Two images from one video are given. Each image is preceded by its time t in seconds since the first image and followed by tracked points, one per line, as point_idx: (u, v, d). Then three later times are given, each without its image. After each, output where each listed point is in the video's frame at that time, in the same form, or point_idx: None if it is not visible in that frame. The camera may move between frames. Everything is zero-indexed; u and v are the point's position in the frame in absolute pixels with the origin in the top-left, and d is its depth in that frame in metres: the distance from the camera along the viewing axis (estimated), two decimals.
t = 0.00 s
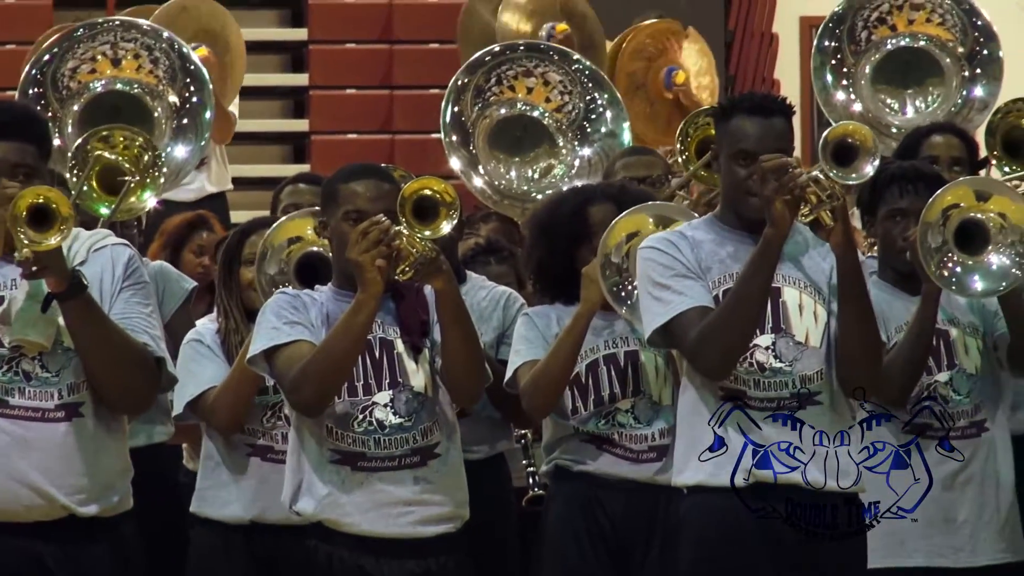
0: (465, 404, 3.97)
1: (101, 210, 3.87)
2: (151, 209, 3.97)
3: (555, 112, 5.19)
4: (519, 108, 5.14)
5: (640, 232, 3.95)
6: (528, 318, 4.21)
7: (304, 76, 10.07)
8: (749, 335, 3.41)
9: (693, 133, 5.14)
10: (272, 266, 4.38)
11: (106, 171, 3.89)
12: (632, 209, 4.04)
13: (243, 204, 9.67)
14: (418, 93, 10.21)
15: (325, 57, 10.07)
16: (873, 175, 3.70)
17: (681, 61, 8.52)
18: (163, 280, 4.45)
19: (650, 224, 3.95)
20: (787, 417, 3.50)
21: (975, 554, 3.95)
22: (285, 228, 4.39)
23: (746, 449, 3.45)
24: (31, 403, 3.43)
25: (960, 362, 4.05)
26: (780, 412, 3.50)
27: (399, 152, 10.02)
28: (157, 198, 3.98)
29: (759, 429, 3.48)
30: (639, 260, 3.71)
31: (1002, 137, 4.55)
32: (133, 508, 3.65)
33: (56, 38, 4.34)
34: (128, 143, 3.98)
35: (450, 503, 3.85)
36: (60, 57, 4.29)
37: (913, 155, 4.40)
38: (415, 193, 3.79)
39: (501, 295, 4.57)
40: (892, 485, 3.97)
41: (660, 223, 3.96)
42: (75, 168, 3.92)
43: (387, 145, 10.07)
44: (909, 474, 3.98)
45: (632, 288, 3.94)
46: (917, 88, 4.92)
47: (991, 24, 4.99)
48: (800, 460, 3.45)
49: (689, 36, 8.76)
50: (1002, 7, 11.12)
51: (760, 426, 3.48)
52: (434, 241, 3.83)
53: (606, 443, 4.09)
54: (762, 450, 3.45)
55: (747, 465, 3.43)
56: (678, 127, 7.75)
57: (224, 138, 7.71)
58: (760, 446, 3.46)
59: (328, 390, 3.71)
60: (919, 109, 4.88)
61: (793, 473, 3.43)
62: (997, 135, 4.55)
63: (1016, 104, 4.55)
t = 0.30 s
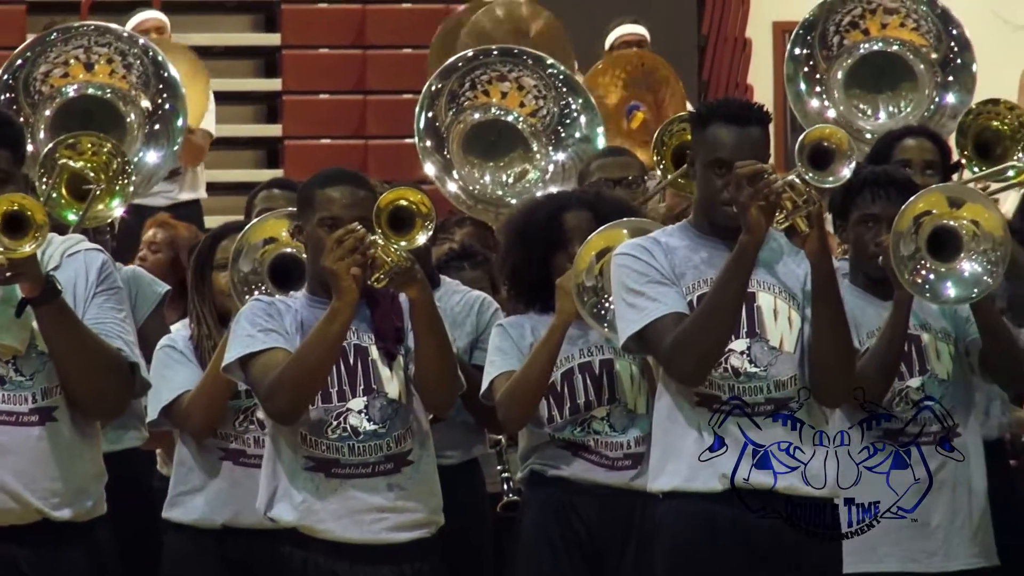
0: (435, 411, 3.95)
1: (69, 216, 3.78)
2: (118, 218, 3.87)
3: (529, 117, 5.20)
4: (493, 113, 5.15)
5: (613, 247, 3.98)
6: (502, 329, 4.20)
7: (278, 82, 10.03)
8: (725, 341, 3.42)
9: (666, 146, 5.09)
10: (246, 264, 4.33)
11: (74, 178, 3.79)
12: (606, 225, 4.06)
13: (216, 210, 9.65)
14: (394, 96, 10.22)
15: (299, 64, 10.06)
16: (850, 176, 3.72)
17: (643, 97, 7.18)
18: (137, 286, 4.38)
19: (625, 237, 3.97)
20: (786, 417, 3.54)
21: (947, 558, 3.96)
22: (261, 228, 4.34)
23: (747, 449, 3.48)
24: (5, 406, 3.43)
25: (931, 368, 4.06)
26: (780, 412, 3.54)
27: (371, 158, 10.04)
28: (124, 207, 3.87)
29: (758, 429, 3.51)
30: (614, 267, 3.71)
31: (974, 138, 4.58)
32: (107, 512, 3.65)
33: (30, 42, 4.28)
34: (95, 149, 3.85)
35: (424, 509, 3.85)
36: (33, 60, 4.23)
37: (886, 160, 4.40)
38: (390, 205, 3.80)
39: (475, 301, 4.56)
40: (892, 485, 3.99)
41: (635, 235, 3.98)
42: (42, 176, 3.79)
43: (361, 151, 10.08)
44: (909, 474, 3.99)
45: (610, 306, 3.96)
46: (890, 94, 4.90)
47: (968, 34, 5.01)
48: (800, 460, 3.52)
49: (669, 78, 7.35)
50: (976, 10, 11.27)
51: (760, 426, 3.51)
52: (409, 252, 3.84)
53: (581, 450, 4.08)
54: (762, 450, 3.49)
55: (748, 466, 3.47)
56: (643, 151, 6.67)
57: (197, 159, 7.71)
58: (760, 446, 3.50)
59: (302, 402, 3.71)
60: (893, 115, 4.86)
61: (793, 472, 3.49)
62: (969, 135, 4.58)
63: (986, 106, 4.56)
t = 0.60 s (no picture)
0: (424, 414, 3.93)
1: (58, 222, 3.76)
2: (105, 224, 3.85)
3: (514, 118, 5.20)
4: (478, 116, 5.13)
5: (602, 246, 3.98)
6: (492, 328, 4.19)
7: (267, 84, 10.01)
8: (714, 342, 3.44)
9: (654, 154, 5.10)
10: (230, 264, 4.32)
11: (63, 183, 3.77)
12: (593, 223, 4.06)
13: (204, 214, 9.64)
14: (380, 99, 10.20)
15: (288, 66, 10.06)
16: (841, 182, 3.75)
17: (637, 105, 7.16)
18: (125, 288, 4.37)
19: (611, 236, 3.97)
20: (787, 417, 3.58)
21: (935, 561, 3.96)
22: (250, 228, 4.33)
23: (747, 449, 3.52)
24: None
25: (920, 369, 4.04)
26: (781, 412, 3.58)
27: (360, 160, 10.04)
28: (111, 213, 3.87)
29: (759, 430, 3.54)
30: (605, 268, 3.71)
31: (961, 135, 4.54)
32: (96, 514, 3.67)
33: (20, 43, 4.23)
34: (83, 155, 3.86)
35: (414, 512, 3.84)
36: (22, 62, 4.18)
37: (874, 163, 4.41)
38: (379, 207, 3.81)
39: (463, 305, 4.55)
40: (892, 485, 3.99)
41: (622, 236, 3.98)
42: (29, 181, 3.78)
43: (349, 154, 10.08)
44: (909, 474, 3.99)
45: (597, 303, 3.97)
46: (878, 98, 4.94)
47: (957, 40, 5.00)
48: (800, 459, 3.57)
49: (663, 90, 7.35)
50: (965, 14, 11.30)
51: (761, 426, 3.54)
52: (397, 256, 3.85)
53: (571, 452, 4.08)
54: (762, 450, 3.53)
55: (748, 467, 3.50)
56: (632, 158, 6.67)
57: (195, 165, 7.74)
58: (760, 446, 3.53)
59: (290, 404, 3.71)
60: (880, 119, 4.89)
61: (792, 472, 3.54)
62: (957, 132, 4.55)
63: (973, 104, 4.55)
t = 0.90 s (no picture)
0: (414, 416, 3.91)
1: (48, 223, 3.73)
2: (94, 225, 3.82)
3: (505, 118, 5.17)
4: (468, 116, 5.13)
5: (595, 243, 3.94)
6: (483, 326, 4.17)
7: (255, 86, 9.92)
8: (707, 344, 3.44)
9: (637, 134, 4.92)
10: (221, 263, 4.28)
11: (52, 183, 3.74)
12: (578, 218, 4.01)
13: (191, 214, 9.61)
14: (370, 101, 10.14)
15: (278, 68, 9.99)
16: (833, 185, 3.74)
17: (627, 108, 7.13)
18: (117, 288, 4.35)
19: (600, 234, 3.94)
20: (786, 417, 3.61)
21: (923, 558, 3.95)
22: (241, 228, 4.31)
23: (748, 449, 3.53)
24: None
25: (910, 366, 4.04)
26: (780, 412, 3.61)
27: (349, 162, 9.97)
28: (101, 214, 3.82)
29: (759, 430, 3.56)
30: (596, 269, 3.70)
31: (952, 133, 4.54)
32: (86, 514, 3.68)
33: (10, 42, 4.20)
34: (73, 156, 3.83)
35: (403, 513, 3.82)
36: (11, 62, 4.16)
37: (865, 164, 4.41)
38: (368, 210, 3.81)
39: (452, 306, 4.50)
40: (893, 486, 3.98)
41: (613, 234, 3.95)
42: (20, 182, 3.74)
43: (339, 155, 10.02)
44: (909, 475, 3.99)
45: (583, 295, 3.93)
46: (868, 99, 4.92)
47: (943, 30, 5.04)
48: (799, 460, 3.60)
49: (655, 93, 7.31)
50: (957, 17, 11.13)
51: (761, 426, 3.56)
52: (385, 257, 3.85)
53: (562, 453, 4.07)
54: (762, 450, 3.55)
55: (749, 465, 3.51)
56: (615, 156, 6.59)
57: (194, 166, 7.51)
58: (761, 446, 3.55)
59: (280, 406, 3.70)
60: (871, 119, 4.88)
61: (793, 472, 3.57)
62: (947, 130, 4.54)
63: (962, 102, 4.53)
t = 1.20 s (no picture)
0: (401, 418, 3.91)
1: (29, 219, 3.71)
2: (78, 221, 3.81)
3: (491, 121, 5.20)
4: (453, 118, 5.10)
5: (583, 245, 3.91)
6: (469, 336, 4.13)
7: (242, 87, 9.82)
8: (694, 346, 3.47)
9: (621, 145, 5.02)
10: (208, 275, 4.26)
11: (34, 181, 3.74)
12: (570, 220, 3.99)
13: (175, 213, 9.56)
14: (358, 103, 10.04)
15: (265, 68, 9.90)
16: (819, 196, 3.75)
17: (611, 110, 7.13)
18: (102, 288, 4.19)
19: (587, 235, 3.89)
20: (786, 417, 3.67)
21: (908, 561, 3.93)
22: (228, 233, 4.28)
23: (747, 449, 3.58)
24: None
25: (896, 370, 4.01)
26: (780, 413, 3.66)
27: (335, 163, 9.90)
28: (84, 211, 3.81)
29: (759, 430, 3.62)
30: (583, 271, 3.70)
31: (937, 143, 4.51)
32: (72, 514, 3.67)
33: None
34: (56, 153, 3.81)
35: (388, 514, 3.83)
36: None
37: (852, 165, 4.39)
38: (355, 215, 3.78)
39: (439, 305, 4.45)
40: (893, 486, 3.95)
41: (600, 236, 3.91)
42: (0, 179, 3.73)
43: (325, 156, 9.94)
44: (909, 475, 3.97)
45: (570, 298, 3.91)
46: (857, 103, 4.91)
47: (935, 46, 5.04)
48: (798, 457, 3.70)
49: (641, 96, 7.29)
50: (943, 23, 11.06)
51: (760, 427, 3.62)
52: (371, 261, 3.82)
53: (547, 454, 4.04)
54: (762, 450, 3.61)
55: (749, 465, 3.57)
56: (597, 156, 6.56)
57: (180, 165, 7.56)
58: (760, 446, 3.61)
59: (265, 408, 3.70)
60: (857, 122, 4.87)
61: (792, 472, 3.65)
62: (933, 140, 4.51)
63: (950, 111, 4.50)
